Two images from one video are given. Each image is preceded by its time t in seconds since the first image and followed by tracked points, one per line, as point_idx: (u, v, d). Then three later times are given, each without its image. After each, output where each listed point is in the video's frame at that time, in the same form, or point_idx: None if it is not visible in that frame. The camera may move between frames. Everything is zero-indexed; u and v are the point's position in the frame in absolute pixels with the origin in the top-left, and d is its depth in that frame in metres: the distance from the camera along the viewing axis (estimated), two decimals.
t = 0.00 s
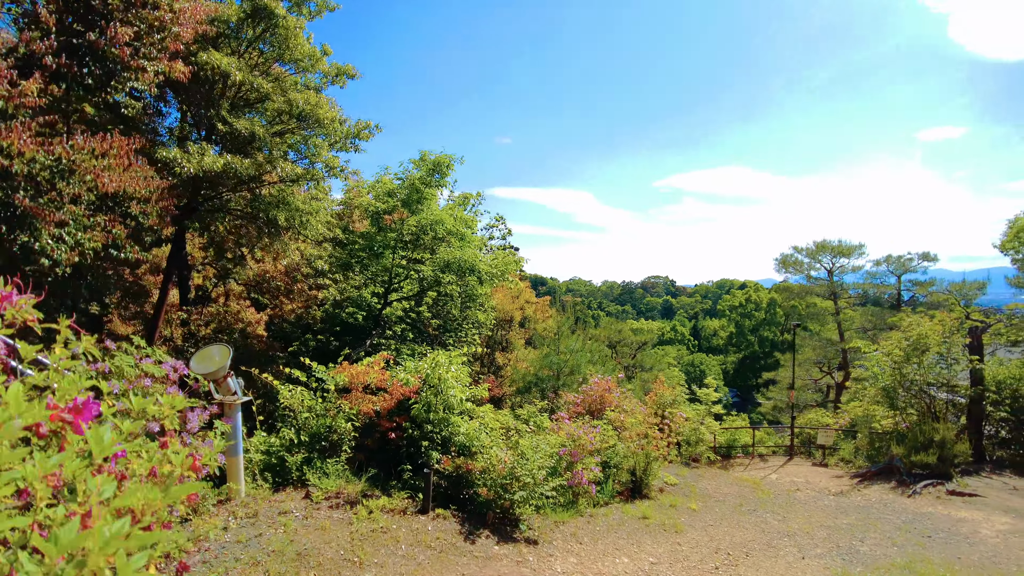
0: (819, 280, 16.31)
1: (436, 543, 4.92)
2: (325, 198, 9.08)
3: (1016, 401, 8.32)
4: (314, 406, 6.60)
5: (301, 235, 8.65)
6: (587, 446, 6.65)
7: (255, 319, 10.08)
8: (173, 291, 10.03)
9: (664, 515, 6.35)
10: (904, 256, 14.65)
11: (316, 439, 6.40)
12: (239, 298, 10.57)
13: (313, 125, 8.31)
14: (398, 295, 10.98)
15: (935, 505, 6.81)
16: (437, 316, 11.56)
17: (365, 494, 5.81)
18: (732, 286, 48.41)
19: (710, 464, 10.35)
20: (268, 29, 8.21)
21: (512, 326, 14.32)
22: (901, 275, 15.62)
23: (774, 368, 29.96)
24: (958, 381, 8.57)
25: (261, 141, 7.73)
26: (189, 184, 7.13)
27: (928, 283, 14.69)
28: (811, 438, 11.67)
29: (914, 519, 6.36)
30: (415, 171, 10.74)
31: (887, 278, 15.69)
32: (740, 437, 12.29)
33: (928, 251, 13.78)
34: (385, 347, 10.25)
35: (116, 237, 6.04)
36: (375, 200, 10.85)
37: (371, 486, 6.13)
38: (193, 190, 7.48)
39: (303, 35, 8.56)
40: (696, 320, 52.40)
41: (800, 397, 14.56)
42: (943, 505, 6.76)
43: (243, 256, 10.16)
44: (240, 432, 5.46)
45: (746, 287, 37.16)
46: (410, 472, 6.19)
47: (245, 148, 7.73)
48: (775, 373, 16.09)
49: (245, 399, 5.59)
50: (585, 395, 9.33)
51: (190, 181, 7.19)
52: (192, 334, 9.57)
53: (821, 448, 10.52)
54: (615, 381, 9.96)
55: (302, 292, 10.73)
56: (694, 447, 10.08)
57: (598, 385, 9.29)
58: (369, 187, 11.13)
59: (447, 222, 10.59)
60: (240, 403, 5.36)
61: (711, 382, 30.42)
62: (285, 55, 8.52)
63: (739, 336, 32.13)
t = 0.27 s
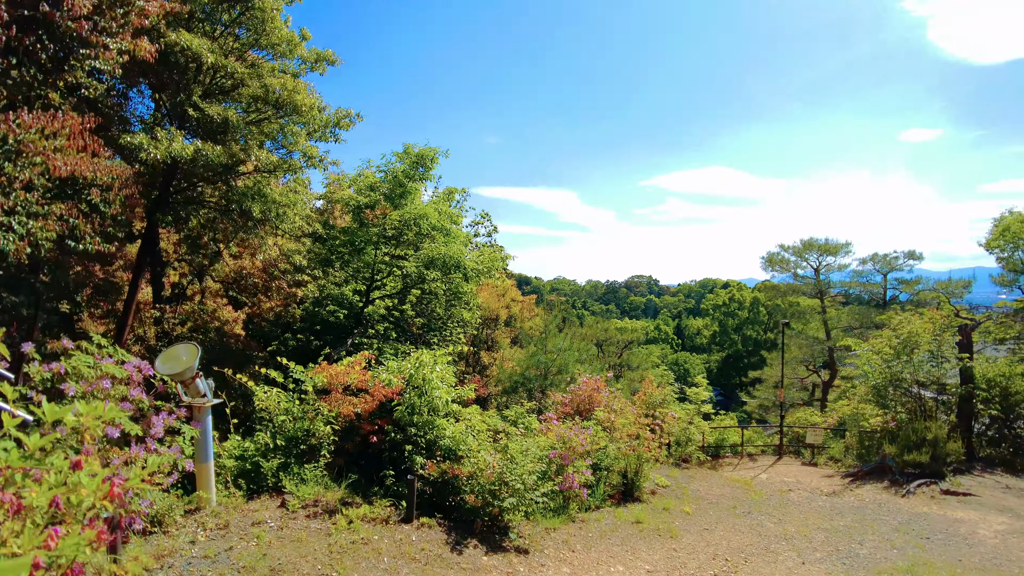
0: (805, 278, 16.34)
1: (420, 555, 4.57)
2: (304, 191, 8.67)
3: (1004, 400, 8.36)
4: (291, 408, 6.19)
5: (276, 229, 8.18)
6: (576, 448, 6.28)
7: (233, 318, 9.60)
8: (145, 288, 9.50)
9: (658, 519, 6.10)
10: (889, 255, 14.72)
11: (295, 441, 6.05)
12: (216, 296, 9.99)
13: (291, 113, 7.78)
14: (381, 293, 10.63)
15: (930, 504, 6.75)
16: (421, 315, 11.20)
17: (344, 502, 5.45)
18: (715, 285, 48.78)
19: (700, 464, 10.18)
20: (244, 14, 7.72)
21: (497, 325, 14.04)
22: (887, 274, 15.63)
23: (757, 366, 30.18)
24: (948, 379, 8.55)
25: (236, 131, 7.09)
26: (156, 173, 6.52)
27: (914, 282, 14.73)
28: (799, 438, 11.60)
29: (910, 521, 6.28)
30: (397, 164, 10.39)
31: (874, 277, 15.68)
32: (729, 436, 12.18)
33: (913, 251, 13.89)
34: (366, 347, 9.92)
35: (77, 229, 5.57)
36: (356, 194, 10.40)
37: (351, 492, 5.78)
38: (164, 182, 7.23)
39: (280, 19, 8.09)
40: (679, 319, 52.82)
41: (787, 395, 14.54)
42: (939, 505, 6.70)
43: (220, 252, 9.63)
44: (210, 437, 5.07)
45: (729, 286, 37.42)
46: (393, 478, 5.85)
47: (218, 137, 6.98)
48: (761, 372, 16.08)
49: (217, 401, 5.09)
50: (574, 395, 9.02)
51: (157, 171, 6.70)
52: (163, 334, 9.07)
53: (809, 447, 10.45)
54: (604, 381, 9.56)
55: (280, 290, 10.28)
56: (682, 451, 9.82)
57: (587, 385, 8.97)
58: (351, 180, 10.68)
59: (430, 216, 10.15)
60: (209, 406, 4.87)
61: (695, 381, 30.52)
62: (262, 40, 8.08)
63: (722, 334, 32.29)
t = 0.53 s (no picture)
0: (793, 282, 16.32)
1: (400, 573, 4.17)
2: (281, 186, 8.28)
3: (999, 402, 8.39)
4: (265, 414, 5.78)
5: (249, 224, 7.76)
6: (569, 456, 5.94)
7: (209, 320, 9.10)
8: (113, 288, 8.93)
9: (654, 530, 5.79)
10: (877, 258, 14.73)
11: (270, 450, 5.64)
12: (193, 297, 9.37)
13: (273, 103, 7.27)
14: (365, 295, 10.35)
15: (932, 511, 6.58)
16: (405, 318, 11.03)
17: (321, 515, 5.02)
18: (700, 290, 49.01)
19: (693, 471, 9.92)
20: None
21: (484, 328, 13.69)
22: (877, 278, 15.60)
23: (741, 370, 30.27)
24: (943, 382, 8.45)
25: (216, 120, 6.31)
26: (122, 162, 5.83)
27: (903, 285, 14.70)
28: (790, 442, 11.43)
29: (912, 528, 6.11)
30: (381, 161, 10.04)
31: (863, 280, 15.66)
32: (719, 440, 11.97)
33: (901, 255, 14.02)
34: (350, 349, 9.61)
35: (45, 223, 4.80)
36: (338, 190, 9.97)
37: (330, 504, 5.40)
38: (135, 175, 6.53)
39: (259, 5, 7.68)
40: (664, 323, 52.97)
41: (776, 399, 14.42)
42: (940, 512, 6.54)
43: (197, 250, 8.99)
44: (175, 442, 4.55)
45: (714, 291, 37.60)
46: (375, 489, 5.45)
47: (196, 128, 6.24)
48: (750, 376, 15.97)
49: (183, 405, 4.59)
50: (563, 400, 8.75)
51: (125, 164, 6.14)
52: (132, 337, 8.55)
53: (802, 452, 10.27)
54: (595, 387, 9.16)
55: (257, 289, 9.69)
56: (677, 457, 9.45)
57: (578, 390, 8.64)
58: (333, 177, 10.27)
59: (414, 214, 9.74)
60: (176, 411, 4.38)
61: (680, 385, 30.46)
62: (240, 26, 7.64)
63: (707, 339, 32.30)
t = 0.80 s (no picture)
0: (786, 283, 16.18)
1: None
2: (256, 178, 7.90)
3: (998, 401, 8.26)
4: (238, 416, 5.42)
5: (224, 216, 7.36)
6: (563, 460, 5.64)
7: (188, 320, 8.57)
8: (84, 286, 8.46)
9: (652, 538, 5.47)
10: (870, 258, 14.64)
11: (241, 455, 5.25)
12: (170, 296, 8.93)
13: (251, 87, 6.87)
14: (350, 294, 10.09)
15: (937, 513, 6.37)
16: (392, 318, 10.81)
17: (296, 525, 4.63)
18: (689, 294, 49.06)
19: (688, 474, 9.65)
20: None
21: (473, 330, 13.36)
22: (870, 278, 15.50)
23: (731, 373, 30.15)
24: (941, 382, 8.30)
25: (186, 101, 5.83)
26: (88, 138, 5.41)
27: (897, 285, 14.58)
28: (786, 445, 11.22)
29: (918, 532, 5.88)
30: (366, 154, 9.70)
31: (856, 281, 15.54)
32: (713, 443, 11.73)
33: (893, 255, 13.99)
34: (333, 350, 9.27)
35: None
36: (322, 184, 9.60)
37: (306, 512, 5.03)
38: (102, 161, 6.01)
39: None
40: (654, 327, 52.97)
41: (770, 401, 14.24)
42: (945, 514, 6.32)
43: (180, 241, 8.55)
44: (134, 445, 4.14)
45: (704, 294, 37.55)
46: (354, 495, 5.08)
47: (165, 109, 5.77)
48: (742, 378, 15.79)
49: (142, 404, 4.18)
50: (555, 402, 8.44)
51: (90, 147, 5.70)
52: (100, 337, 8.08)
53: (798, 454, 10.06)
54: (588, 389, 8.81)
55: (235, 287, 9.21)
56: (674, 459, 9.13)
57: (570, 391, 8.31)
58: (317, 171, 9.90)
59: (400, 208, 9.38)
60: (136, 410, 4.00)
61: (671, 389, 30.29)
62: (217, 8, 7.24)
63: (697, 342, 32.20)
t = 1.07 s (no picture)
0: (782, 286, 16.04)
1: None
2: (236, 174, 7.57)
3: (1002, 403, 8.12)
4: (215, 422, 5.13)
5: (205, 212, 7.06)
6: (561, 468, 5.35)
7: (172, 322, 8.31)
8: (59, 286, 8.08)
9: (655, 548, 5.21)
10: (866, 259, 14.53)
11: (217, 465, 4.97)
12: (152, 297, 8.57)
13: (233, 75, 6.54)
14: (339, 296, 9.90)
15: (946, 520, 6.13)
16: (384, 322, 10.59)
17: (275, 540, 4.32)
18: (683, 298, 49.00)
19: (687, 480, 9.39)
20: None
21: (465, 332, 13.06)
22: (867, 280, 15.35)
23: (725, 377, 29.99)
24: (943, 383, 8.15)
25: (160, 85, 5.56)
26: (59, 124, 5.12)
27: (894, 287, 14.44)
28: (785, 449, 11.00)
29: (930, 539, 5.65)
30: (356, 150, 9.45)
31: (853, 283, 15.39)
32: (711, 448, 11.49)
33: (890, 256, 13.90)
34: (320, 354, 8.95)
35: None
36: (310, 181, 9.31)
37: (287, 526, 4.71)
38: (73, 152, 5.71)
39: None
40: (647, 331, 52.86)
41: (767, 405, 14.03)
42: (955, 521, 6.09)
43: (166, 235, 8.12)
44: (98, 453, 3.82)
45: (698, 297, 37.43)
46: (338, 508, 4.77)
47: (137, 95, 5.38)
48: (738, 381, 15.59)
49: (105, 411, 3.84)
50: (551, 406, 8.16)
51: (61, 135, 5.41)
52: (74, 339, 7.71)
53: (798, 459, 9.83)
54: (585, 391, 8.52)
55: (218, 287, 8.83)
56: (676, 464, 8.81)
57: (566, 395, 8.02)
58: (305, 167, 9.62)
59: (389, 205, 9.06)
60: (97, 417, 3.66)
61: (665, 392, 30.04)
62: None
63: (691, 346, 32.03)
